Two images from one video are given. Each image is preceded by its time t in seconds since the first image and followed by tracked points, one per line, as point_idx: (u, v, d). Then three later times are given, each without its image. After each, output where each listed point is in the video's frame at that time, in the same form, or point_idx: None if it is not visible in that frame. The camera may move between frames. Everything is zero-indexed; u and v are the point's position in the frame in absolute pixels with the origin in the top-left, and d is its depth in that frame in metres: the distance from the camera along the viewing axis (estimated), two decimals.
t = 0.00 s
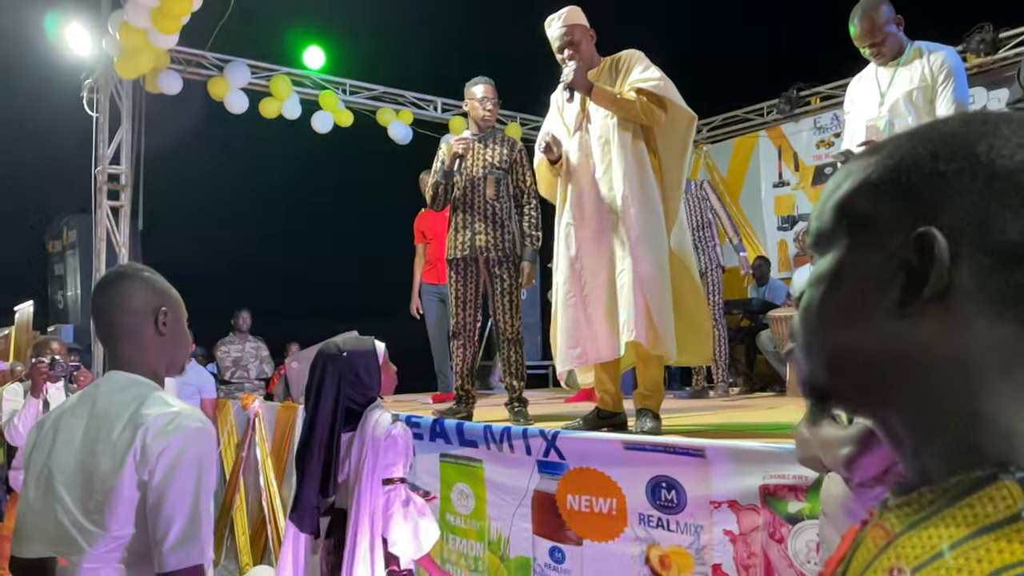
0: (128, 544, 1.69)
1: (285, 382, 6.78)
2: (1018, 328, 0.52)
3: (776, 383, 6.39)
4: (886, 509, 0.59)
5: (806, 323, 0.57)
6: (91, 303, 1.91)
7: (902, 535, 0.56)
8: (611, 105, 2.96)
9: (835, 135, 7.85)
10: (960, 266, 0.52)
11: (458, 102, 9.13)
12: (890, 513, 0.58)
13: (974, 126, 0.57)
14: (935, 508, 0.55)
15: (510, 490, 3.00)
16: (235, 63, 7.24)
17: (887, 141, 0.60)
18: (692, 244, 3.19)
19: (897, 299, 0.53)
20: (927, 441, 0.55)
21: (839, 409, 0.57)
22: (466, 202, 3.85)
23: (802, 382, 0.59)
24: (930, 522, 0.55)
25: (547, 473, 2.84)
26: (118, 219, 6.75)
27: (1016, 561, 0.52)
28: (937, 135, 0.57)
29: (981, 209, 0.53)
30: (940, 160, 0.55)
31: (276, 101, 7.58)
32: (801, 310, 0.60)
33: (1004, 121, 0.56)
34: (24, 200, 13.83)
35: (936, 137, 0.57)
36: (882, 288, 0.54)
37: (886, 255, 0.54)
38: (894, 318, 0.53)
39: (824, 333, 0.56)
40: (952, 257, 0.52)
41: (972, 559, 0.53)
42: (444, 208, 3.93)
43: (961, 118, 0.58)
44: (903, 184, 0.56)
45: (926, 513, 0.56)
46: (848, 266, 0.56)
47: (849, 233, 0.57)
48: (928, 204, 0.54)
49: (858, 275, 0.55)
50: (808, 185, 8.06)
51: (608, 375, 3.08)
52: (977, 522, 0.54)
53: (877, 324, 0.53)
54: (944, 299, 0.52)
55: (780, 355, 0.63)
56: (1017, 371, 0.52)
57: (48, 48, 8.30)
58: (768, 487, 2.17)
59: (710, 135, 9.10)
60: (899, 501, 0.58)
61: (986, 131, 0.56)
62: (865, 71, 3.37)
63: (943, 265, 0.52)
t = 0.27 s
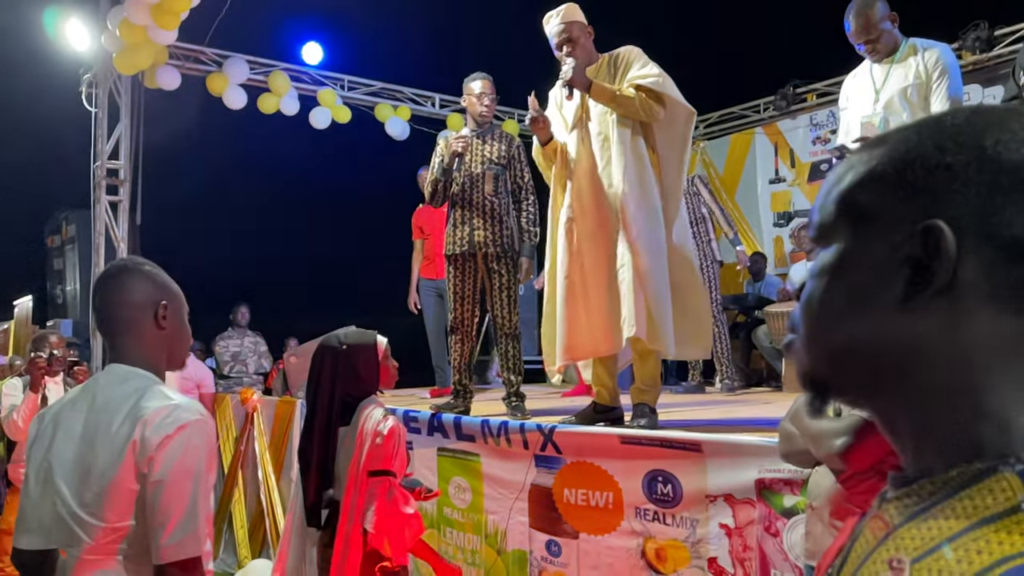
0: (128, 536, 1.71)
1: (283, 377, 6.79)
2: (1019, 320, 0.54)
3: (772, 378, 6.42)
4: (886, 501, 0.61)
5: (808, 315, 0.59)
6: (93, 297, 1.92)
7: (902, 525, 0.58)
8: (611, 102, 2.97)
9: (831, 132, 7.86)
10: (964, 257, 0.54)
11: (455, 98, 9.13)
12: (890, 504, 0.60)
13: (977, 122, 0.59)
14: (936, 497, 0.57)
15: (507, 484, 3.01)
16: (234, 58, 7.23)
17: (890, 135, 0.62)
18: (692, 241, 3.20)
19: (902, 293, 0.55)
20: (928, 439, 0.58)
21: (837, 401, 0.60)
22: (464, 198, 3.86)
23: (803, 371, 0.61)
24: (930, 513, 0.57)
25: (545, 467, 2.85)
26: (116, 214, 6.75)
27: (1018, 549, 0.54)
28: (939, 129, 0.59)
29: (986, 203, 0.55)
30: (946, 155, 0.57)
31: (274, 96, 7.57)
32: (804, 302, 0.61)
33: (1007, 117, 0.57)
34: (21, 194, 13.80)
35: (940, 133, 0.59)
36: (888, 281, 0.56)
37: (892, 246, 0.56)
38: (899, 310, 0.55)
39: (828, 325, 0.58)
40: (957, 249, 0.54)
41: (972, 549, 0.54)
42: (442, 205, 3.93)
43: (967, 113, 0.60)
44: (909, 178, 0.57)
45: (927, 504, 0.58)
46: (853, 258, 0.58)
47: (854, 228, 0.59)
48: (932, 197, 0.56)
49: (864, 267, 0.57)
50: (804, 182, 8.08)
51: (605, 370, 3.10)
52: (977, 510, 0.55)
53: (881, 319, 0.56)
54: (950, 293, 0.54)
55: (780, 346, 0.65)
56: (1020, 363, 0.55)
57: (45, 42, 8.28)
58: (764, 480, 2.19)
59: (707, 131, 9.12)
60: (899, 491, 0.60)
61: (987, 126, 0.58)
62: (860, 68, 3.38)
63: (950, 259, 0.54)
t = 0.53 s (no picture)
0: (125, 536, 1.70)
1: (281, 377, 6.78)
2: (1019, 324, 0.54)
3: (769, 378, 6.42)
4: (887, 504, 0.61)
5: (808, 316, 0.60)
6: (92, 297, 1.92)
7: (903, 528, 0.58)
8: (610, 103, 2.96)
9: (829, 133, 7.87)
10: (965, 259, 0.54)
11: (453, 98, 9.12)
12: (890, 508, 0.60)
13: (977, 123, 0.58)
14: (933, 501, 0.57)
15: (504, 485, 3.02)
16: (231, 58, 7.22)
17: (891, 136, 0.62)
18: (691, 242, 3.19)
19: (903, 295, 0.55)
20: (927, 444, 0.58)
21: (840, 403, 0.61)
22: (462, 198, 3.86)
23: (802, 373, 0.62)
24: (930, 515, 0.57)
25: (542, 467, 2.85)
26: (113, 215, 6.73)
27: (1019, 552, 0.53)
28: (939, 130, 0.59)
29: (985, 206, 0.55)
30: (946, 157, 0.57)
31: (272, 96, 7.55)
32: (802, 305, 0.62)
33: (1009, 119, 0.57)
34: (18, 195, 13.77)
35: (941, 134, 0.59)
36: (889, 284, 0.56)
37: (892, 248, 0.56)
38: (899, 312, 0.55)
39: (829, 325, 0.58)
40: (957, 251, 0.54)
41: (972, 551, 0.55)
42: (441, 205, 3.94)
43: (966, 114, 0.60)
44: (909, 181, 0.57)
45: (929, 507, 0.57)
46: (853, 260, 0.58)
47: (852, 231, 0.59)
48: (931, 201, 0.56)
49: (862, 270, 0.57)
50: (801, 182, 8.09)
51: (602, 371, 3.12)
52: (976, 512, 0.55)
53: (879, 322, 0.56)
54: (951, 297, 0.54)
55: (778, 347, 0.65)
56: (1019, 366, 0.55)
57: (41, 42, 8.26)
58: (762, 481, 2.18)
59: (704, 132, 9.13)
60: (899, 493, 0.60)
61: (988, 127, 0.58)
62: (856, 68, 3.38)
63: (950, 262, 0.54)
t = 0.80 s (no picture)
0: (124, 540, 1.70)
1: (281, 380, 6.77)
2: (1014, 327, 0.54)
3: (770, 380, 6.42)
4: (888, 507, 0.61)
5: (807, 320, 0.59)
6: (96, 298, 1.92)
7: (903, 531, 0.58)
8: (610, 104, 2.97)
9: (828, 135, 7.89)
10: (959, 263, 0.53)
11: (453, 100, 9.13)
12: (891, 510, 0.60)
13: (969, 126, 0.58)
14: (935, 504, 0.57)
15: (505, 487, 3.01)
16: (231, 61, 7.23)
17: (885, 140, 0.62)
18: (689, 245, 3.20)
19: (899, 297, 0.55)
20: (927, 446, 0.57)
21: (841, 408, 0.60)
22: (462, 200, 3.86)
23: (802, 378, 0.62)
24: (931, 518, 0.57)
25: (543, 470, 2.85)
26: (113, 217, 6.72)
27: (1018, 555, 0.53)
28: (934, 134, 0.58)
29: (979, 209, 0.54)
30: (939, 161, 0.57)
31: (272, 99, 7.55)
32: (802, 308, 0.61)
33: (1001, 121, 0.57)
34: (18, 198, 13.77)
35: (933, 137, 0.58)
36: (883, 286, 0.55)
37: (884, 251, 0.56)
38: (894, 316, 0.55)
39: (826, 329, 0.58)
40: (952, 253, 0.54)
41: (972, 554, 0.54)
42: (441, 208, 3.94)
43: (961, 118, 0.59)
44: (903, 185, 0.57)
45: (930, 510, 0.57)
46: (849, 263, 0.57)
47: (850, 233, 0.58)
48: (924, 204, 0.56)
49: (858, 273, 0.57)
50: (801, 184, 8.10)
51: (603, 373, 3.10)
52: (977, 515, 0.55)
53: (877, 325, 0.55)
54: (946, 301, 0.54)
55: (779, 351, 0.65)
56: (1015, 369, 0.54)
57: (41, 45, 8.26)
58: (762, 483, 2.18)
59: (704, 134, 9.15)
60: (900, 497, 0.60)
61: (979, 130, 0.57)
62: (855, 70, 3.39)
63: (943, 264, 0.54)
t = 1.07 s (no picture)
0: (126, 544, 1.70)
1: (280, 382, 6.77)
2: (997, 328, 0.52)
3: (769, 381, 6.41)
4: (882, 506, 0.58)
5: (799, 325, 0.59)
6: (95, 302, 1.92)
7: (898, 531, 0.55)
8: (606, 105, 2.98)
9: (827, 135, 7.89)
10: (938, 264, 0.53)
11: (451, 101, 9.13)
12: (886, 510, 0.58)
13: (953, 129, 0.57)
14: (930, 503, 0.54)
15: (504, 488, 3.01)
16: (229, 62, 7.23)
17: (875, 145, 0.61)
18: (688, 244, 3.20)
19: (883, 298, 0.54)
20: (917, 441, 0.56)
21: (833, 409, 0.59)
22: (460, 201, 3.86)
23: (797, 379, 0.61)
24: (925, 518, 0.54)
25: (541, 471, 2.85)
26: (112, 219, 6.72)
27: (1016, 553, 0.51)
28: (919, 138, 0.57)
29: (960, 208, 0.53)
30: (920, 163, 0.56)
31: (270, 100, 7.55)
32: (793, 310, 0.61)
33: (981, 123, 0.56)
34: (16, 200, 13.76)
35: (917, 140, 0.57)
36: (868, 287, 0.55)
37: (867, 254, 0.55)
38: (880, 316, 0.54)
39: (815, 329, 0.57)
40: (930, 253, 0.53)
41: (968, 554, 0.52)
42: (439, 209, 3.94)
43: (948, 118, 0.58)
44: (886, 185, 0.56)
45: (924, 509, 0.55)
46: (835, 265, 0.57)
47: (839, 233, 0.58)
48: (907, 204, 0.55)
49: (844, 274, 0.56)
50: (800, 184, 8.10)
51: (602, 374, 3.10)
52: (974, 515, 0.53)
53: (867, 327, 0.54)
54: (923, 297, 0.53)
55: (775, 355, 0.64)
56: (1004, 370, 0.53)
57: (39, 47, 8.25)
58: (761, 484, 2.18)
59: (702, 134, 9.15)
60: (894, 496, 0.58)
61: (966, 130, 0.56)
62: (852, 71, 3.39)
63: (922, 261, 0.53)
